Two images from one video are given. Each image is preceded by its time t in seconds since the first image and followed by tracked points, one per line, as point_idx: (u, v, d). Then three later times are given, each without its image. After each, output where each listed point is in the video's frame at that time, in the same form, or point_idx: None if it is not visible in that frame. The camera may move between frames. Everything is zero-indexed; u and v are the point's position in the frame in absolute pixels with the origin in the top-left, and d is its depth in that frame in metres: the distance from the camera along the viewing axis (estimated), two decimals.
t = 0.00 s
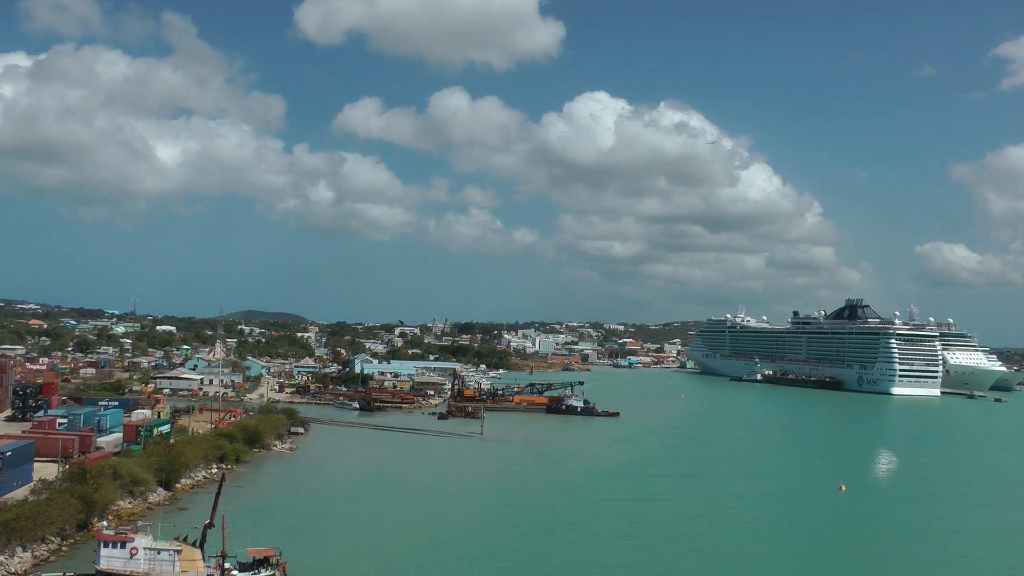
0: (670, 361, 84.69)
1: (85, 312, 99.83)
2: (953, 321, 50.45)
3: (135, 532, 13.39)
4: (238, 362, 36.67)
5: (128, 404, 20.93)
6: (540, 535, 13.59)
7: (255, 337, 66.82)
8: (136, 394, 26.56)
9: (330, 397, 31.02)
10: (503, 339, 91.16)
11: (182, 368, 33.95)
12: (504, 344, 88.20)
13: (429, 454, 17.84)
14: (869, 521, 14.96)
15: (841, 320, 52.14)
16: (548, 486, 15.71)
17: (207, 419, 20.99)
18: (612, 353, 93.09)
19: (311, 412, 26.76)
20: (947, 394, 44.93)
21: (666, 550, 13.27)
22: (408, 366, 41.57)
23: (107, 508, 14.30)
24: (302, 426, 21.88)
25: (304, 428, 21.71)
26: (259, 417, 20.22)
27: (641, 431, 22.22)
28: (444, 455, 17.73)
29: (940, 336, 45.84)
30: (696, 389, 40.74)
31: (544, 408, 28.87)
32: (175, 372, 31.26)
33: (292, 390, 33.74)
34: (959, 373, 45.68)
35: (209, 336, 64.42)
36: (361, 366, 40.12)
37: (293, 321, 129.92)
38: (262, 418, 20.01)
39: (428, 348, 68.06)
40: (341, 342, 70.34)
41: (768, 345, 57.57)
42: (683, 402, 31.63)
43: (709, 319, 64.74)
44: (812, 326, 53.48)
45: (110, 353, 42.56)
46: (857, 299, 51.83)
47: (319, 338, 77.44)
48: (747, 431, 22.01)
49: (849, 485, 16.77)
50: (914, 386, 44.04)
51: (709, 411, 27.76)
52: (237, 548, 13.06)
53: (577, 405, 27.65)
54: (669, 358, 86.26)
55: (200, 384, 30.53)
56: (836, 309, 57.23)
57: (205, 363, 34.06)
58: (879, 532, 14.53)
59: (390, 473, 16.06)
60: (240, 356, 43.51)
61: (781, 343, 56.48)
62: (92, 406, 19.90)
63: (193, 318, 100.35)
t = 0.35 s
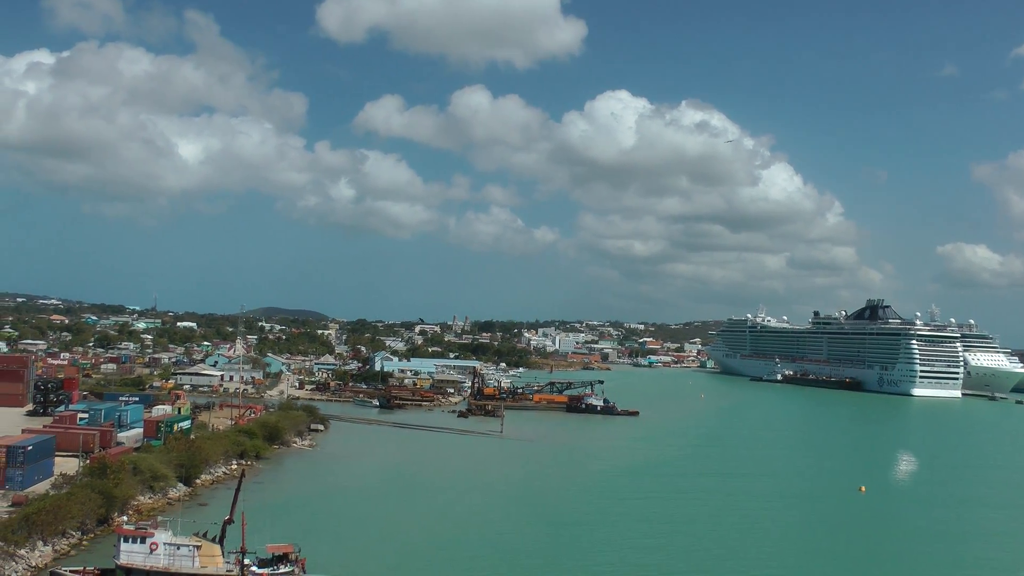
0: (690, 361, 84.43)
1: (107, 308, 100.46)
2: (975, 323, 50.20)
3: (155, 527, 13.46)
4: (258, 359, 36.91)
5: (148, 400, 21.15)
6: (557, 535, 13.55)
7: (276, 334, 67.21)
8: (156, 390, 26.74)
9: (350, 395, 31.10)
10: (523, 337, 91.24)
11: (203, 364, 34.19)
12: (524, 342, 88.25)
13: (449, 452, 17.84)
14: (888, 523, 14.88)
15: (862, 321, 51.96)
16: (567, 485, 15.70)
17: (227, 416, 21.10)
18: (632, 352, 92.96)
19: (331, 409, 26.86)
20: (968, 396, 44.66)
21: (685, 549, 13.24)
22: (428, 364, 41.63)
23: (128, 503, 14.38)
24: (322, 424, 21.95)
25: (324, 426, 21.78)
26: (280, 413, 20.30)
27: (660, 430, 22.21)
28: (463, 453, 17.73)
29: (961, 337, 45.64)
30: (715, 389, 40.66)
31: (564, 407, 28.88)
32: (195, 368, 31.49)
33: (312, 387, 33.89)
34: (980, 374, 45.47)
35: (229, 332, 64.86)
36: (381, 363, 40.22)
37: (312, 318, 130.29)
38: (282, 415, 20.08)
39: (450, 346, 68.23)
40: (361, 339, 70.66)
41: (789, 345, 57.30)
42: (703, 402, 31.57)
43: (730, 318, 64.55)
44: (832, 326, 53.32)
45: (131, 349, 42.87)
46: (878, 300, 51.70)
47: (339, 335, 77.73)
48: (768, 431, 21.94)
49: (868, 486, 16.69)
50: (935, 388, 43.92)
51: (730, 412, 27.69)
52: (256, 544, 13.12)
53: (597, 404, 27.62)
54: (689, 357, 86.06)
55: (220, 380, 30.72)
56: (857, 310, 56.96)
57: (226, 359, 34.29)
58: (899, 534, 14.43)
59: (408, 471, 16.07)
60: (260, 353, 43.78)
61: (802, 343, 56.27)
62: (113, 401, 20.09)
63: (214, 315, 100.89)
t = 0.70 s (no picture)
0: (711, 359, 84.18)
1: (130, 308, 101.17)
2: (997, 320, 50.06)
3: (176, 526, 13.52)
4: (278, 358, 37.14)
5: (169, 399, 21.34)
6: (577, 534, 13.53)
7: (297, 334, 67.56)
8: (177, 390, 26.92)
9: (370, 394, 31.18)
10: (544, 336, 91.32)
11: (223, 363, 34.42)
12: (544, 341, 88.31)
13: (469, 451, 17.86)
14: (909, 521, 14.77)
15: (883, 319, 51.89)
16: (587, 484, 15.69)
17: (248, 415, 21.20)
18: (652, 351, 92.88)
19: (351, 408, 26.95)
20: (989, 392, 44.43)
21: (705, 549, 13.16)
22: (449, 363, 41.70)
23: (149, 502, 14.47)
24: (343, 423, 22.03)
25: (344, 425, 21.86)
26: (300, 412, 20.40)
27: (680, 428, 22.20)
28: (484, 451, 17.74)
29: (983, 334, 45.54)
30: (734, 387, 40.59)
31: (584, 406, 28.88)
32: (216, 368, 31.72)
33: (332, 386, 34.03)
34: (1002, 372, 45.38)
35: (249, 331, 65.21)
36: (401, 362, 40.31)
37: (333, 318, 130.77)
38: (302, 414, 20.17)
39: (470, 345, 68.42)
40: (383, 338, 70.96)
41: (809, 343, 57.00)
42: (724, 400, 31.54)
43: (750, 317, 64.28)
44: (852, 324, 53.21)
45: (152, 348, 43.20)
46: (898, 297, 51.62)
47: (359, 334, 78.03)
48: (789, 429, 21.86)
49: (890, 484, 16.57)
50: (956, 385, 43.89)
51: (751, 410, 27.64)
52: (276, 543, 13.14)
53: (617, 402, 27.60)
54: (709, 356, 85.91)
55: (240, 380, 30.92)
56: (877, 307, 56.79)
57: (246, 359, 34.52)
58: (921, 532, 14.33)
59: (429, 470, 16.07)
60: (279, 352, 43.98)
61: (822, 340, 56.06)
62: (134, 400, 20.26)
63: (238, 315, 101.48)
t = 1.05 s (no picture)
0: (731, 356, 84.01)
1: (151, 312, 101.59)
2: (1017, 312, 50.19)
3: (198, 528, 13.59)
4: (299, 360, 37.35)
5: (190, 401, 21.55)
6: (598, 531, 13.58)
7: (316, 335, 67.80)
8: (199, 393, 27.07)
9: (391, 395, 31.26)
10: (564, 335, 91.41)
11: (243, 366, 34.65)
12: (564, 340, 88.41)
13: (491, 450, 17.90)
14: (933, 517, 14.67)
15: (903, 313, 51.96)
16: (608, 482, 15.70)
17: (268, 417, 21.30)
18: (671, 348, 92.89)
19: (372, 409, 27.03)
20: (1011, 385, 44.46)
21: (727, 547, 13.11)
22: (469, 363, 41.77)
23: (171, 505, 14.55)
24: (363, 424, 22.13)
25: (365, 426, 21.93)
26: (321, 414, 20.48)
27: (701, 425, 22.17)
28: (504, 451, 17.75)
29: (1004, 327, 45.64)
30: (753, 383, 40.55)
31: (605, 404, 28.92)
32: (236, 370, 31.92)
33: (353, 387, 34.13)
34: None
35: (269, 334, 65.51)
36: (421, 363, 40.41)
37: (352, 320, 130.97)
38: (323, 415, 20.25)
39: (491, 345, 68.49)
40: (403, 339, 71.12)
41: (829, 339, 56.75)
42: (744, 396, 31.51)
43: (770, 313, 63.96)
44: (873, 319, 53.19)
45: (172, 352, 43.47)
46: (918, 291, 51.56)
47: (380, 335, 78.14)
48: (811, 426, 21.79)
49: (913, 480, 16.47)
50: (978, 378, 44.05)
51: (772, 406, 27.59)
52: (300, 545, 13.18)
53: (638, 400, 27.61)
54: (729, 352, 85.81)
55: (261, 382, 31.10)
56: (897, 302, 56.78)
57: (266, 362, 34.72)
58: (943, 527, 14.25)
59: (451, 470, 16.09)
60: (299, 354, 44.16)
61: (842, 336, 55.65)
62: (155, 403, 20.43)
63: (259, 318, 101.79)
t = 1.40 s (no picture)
0: (750, 355, 83.76)
1: (173, 316, 102.01)
2: None
3: (220, 530, 13.65)
4: (319, 362, 37.55)
5: (211, 403, 21.73)
6: (618, 532, 13.57)
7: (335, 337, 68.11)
8: (219, 395, 27.28)
9: (411, 396, 31.36)
10: (583, 335, 91.40)
11: (264, 368, 35.04)
12: (583, 340, 88.40)
13: (511, 451, 17.93)
14: (955, 516, 14.57)
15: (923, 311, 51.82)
16: (627, 482, 15.69)
17: (289, 418, 21.42)
18: (691, 348, 92.63)
19: (392, 411, 27.13)
20: None
21: (747, 547, 13.09)
22: (488, 364, 41.81)
23: (193, 506, 14.64)
24: (383, 425, 22.22)
25: (385, 427, 22.00)
26: (341, 416, 20.58)
27: (721, 425, 22.13)
28: (524, 452, 17.78)
29: None
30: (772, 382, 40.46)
31: (625, 404, 28.95)
32: (257, 373, 32.12)
33: (373, 388, 34.19)
34: None
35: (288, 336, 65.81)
36: (441, 364, 40.47)
37: (371, 322, 131.17)
38: (343, 417, 20.36)
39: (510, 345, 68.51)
40: (422, 340, 71.36)
41: (849, 337, 56.45)
42: (765, 396, 31.40)
43: (789, 312, 63.55)
44: (893, 317, 53.00)
45: (193, 355, 43.77)
46: (939, 289, 51.24)
47: (399, 337, 78.29)
48: (832, 425, 21.71)
49: (935, 479, 16.37)
50: (999, 377, 44.03)
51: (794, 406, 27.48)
52: (321, 546, 13.23)
53: (657, 400, 27.59)
54: (749, 351, 85.49)
55: (281, 385, 31.26)
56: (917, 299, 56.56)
57: (286, 364, 35.09)
58: (964, 527, 14.15)
59: (471, 471, 16.13)
60: (318, 356, 44.29)
61: (862, 334, 55.64)
62: (176, 406, 20.58)
63: (281, 320, 102.06)
